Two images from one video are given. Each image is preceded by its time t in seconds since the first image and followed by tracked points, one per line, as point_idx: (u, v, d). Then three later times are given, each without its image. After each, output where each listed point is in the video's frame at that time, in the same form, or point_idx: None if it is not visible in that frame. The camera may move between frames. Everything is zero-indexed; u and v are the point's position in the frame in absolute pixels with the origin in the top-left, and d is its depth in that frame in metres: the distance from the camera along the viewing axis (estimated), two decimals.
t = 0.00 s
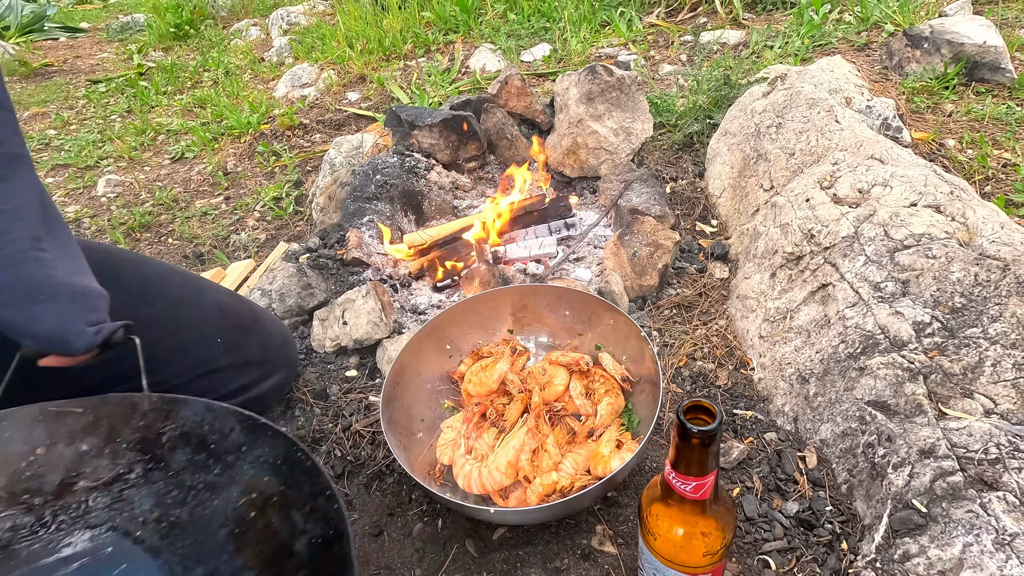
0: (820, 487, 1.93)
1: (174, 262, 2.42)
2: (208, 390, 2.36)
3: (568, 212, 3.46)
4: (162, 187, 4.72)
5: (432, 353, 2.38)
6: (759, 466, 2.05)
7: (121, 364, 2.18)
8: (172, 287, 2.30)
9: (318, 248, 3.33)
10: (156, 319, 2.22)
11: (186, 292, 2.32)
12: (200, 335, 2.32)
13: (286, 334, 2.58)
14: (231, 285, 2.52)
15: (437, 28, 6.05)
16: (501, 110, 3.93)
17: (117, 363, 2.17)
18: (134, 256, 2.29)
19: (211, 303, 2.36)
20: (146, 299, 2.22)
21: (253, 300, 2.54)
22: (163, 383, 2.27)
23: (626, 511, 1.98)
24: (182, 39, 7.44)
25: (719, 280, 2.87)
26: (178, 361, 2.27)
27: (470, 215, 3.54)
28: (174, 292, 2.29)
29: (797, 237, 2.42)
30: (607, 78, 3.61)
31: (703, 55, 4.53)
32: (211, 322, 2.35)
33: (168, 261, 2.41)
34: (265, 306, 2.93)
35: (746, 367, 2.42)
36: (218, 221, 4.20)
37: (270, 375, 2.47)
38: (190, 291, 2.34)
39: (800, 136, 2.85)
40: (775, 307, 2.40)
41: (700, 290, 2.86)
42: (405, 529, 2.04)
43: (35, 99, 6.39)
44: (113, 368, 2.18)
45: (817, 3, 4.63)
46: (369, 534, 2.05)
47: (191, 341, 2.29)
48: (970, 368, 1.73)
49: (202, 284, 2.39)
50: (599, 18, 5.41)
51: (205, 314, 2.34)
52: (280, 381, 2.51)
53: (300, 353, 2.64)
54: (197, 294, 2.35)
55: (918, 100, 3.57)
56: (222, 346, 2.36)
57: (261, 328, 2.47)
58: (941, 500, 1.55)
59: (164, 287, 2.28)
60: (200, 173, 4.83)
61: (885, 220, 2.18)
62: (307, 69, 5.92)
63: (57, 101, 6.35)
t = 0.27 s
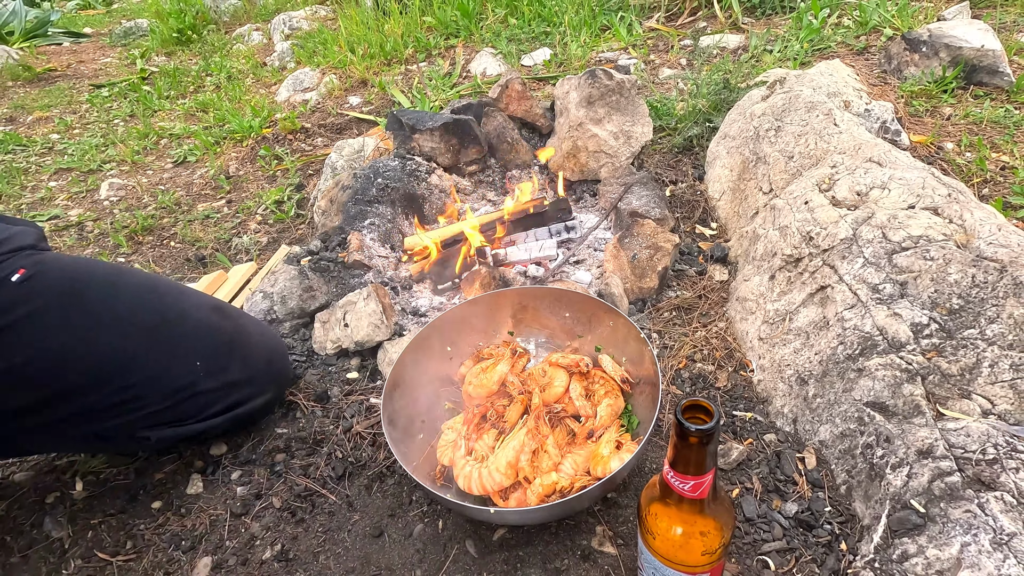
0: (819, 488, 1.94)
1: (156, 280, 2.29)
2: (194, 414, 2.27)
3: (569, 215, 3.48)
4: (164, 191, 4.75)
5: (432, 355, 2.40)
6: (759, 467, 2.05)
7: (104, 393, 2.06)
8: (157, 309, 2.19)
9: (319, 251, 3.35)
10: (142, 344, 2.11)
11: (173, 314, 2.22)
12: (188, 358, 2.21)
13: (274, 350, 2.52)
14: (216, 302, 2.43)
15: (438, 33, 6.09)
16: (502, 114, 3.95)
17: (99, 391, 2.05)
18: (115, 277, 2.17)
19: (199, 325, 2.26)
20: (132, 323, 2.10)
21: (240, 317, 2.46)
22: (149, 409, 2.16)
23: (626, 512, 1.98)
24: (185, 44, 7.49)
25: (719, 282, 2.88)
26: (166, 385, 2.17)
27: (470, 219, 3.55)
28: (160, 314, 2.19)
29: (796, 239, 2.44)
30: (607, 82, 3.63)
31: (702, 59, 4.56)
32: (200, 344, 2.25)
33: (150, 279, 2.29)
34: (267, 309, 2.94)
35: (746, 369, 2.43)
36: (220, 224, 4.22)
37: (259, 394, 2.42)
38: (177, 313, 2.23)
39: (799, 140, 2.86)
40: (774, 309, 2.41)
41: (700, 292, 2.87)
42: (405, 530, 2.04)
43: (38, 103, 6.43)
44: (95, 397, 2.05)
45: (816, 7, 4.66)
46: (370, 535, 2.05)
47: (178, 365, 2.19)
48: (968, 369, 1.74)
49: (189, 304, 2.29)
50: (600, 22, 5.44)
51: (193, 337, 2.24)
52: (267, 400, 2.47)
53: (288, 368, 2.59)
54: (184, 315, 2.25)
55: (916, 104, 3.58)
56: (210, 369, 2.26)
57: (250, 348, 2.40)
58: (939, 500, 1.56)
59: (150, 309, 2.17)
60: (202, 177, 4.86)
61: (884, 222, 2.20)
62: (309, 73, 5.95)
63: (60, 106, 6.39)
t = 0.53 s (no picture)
0: (819, 488, 1.94)
1: (156, 286, 2.26)
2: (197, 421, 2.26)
3: (569, 216, 3.48)
4: (166, 193, 4.76)
5: (433, 356, 2.40)
6: (759, 468, 2.06)
7: (105, 403, 2.05)
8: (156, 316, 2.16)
9: (320, 253, 3.36)
10: (141, 353, 2.09)
11: (173, 322, 2.18)
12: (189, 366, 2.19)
13: (278, 355, 2.50)
14: (219, 306, 2.39)
15: (439, 35, 6.10)
16: (502, 115, 3.96)
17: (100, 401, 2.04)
18: (115, 285, 2.15)
19: (199, 332, 2.22)
20: (130, 332, 2.08)
21: (243, 321, 2.42)
22: (150, 418, 2.15)
23: (626, 513, 1.99)
24: (186, 47, 7.50)
25: (718, 283, 2.89)
26: (167, 394, 2.15)
27: (471, 220, 3.56)
28: (159, 322, 2.16)
29: (795, 240, 2.44)
30: (606, 84, 3.64)
31: (702, 61, 4.57)
32: (201, 352, 2.22)
33: (151, 285, 2.27)
34: (268, 309, 2.95)
35: (745, 370, 2.43)
36: (221, 225, 4.23)
37: (261, 400, 2.41)
38: (177, 319, 2.20)
39: (799, 141, 2.87)
40: (774, 310, 2.42)
41: (700, 293, 2.87)
42: (406, 531, 2.05)
43: (40, 105, 6.45)
44: (97, 406, 2.04)
45: (816, 9, 4.67)
46: (371, 535, 2.06)
47: (178, 373, 2.16)
48: (967, 369, 1.74)
49: (189, 310, 2.26)
50: (600, 24, 5.46)
51: (194, 345, 2.20)
52: (271, 404, 2.47)
53: (292, 371, 2.57)
54: (185, 322, 2.21)
55: (916, 105, 3.59)
56: (211, 377, 2.24)
57: (252, 354, 2.37)
58: (938, 500, 1.56)
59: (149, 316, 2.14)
60: (204, 178, 4.87)
61: (883, 223, 2.20)
62: (310, 75, 5.97)
63: (62, 108, 6.40)
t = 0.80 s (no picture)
0: (819, 489, 1.94)
1: (159, 292, 2.24)
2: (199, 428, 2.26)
3: (569, 217, 3.49)
4: (166, 193, 4.77)
5: (434, 356, 2.41)
6: (759, 468, 2.06)
7: (109, 412, 2.06)
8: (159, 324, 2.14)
9: (321, 253, 3.37)
10: (144, 363, 2.08)
11: (175, 330, 2.16)
12: (192, 375, 2.18)
13: (280, 360, 2.49)
14: (221, 312, 2.37)
15: (439, 36, 6.11)
16: (502, 116, 3.96)
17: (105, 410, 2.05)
18: (116, 292, 2.13)
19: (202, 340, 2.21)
20: (133, 342, 2.07)
21: (244, 327, 2.40)
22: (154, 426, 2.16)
23: (626, 513, 1.99)
24: (187, 48, 7.52)
25: (719, 284, 2.89)
26: (170, 402, 2.15)
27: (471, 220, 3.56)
28: (162, 331, 2.14)
29: (795, 240, 2.45)
30: (607, 84, 3.65)
31: (702, 62, 4.58)
32: (203, 360, 2.21)
33: (153, 290, 2.25)
34: (268, 309, 2.96)
35: (745, 370, 2.44)
36: (222, 226, 4.24)
37: (263, 406, 2.42)
38: (179, 325, 2.19)
39: (799, 142, 2.88)
40: (774, 311, 2.42)
41: (700, 294, 2.87)
42: (406, 531, 2.05)
43: (41, 106, 6.46)
44: (101, 414, 2.05)
45: (816, 10, 4.68)
46: (371, 535, 2.06)
47: (181, 382, 2.16)
48: (967, 369, 1.75)
49: (191, 317, 2.24)
50: (600, 25, 5.46)
51: (196, 353, 2.19)
52: (273, 408, 2.48)
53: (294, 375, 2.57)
54: (186, 330, 2.20)
55: (916, 106, 3.60)
56: (214, 385, 2.24)
57: (255, 361, 2.36)
58: (938, 501, 1.56)
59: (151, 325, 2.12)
60: (204, 179, 4.88)
61: (883, 224, 2.20)
62: (311, 76, 5.97)
63: (63, 108, 6.41)
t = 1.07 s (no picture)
0: (818, 489, 1.94)
1: (156, 300, 2.24)
2: (199, 437, 2.26)
3: (569, 217, 3.49)
4: (166, 193, 4.77)
5: (433, 356, 2.41)
6: (758, 468, 2.06)
7: (108, 422, 2.05)
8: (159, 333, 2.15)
9: (321, 253, 3.36)
10: (143, 372, 2.08)
11: (174, 339, 2.16)
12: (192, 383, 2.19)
13: (278, 366, 2.50)
14: (217, 319, 2.38)
15: (439, 36, 6.11)
16: (502, 116, 3.96)
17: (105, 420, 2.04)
18: (114, 301, 2.13)
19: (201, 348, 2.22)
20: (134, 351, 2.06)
21: (241, 334, 2.41)
22: (155, 435, 2.16)
23: (626, 513, 1.99)
24: (186, 47, 7.51)
25: (718, 284, 2.89)
26: (170, 411, 2.15)
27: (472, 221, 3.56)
28: (161, 339, 2.14)
29: (795, 241, 2.45)
30: (606, 85, 3.65)
31: (702, 62, 4.58)
32: (202, 368, 2.21)
33: (150, 298, 2.25)
34: (268, 309, 2.95)
35: (745, 370, 2.44)
36: (222, 226, 4.23)
37: (263, 413, 2.43)
38: (178, 334, 2.19)
39: (799, 142, 2.88)
40: (774, 311, 2.42)
41: (699, 294, 2.87)
42: (406, 531, 2.05)
43: (40, 106, 6.45)
44: (100, 425, 2.04)
45: (815, 11, 4.68)
46: (370, 536, 2.06)
47: (181, 391, 2.16)
48: (966, 369, 1.75)
49: (190, 325, 2.24)
50: (600, 26, 5.46)
51: (195, 361, 2.19)
52: (272, 415, 2.48)
53: (293, 383, 2.58)
54: (185, 338, 2.20)
55: (915, 107, 3.60)
56: (213, 394, 2.24)
57: (253, 368, 2.38)
58: (938, 501, 1.56)
59: (151, 333, 2.13)
60: (204, 179, 4.88)
61: (882, 224, 2.21)
62: (310, 76, 5.97)
63: (62, 108, 6.41)
